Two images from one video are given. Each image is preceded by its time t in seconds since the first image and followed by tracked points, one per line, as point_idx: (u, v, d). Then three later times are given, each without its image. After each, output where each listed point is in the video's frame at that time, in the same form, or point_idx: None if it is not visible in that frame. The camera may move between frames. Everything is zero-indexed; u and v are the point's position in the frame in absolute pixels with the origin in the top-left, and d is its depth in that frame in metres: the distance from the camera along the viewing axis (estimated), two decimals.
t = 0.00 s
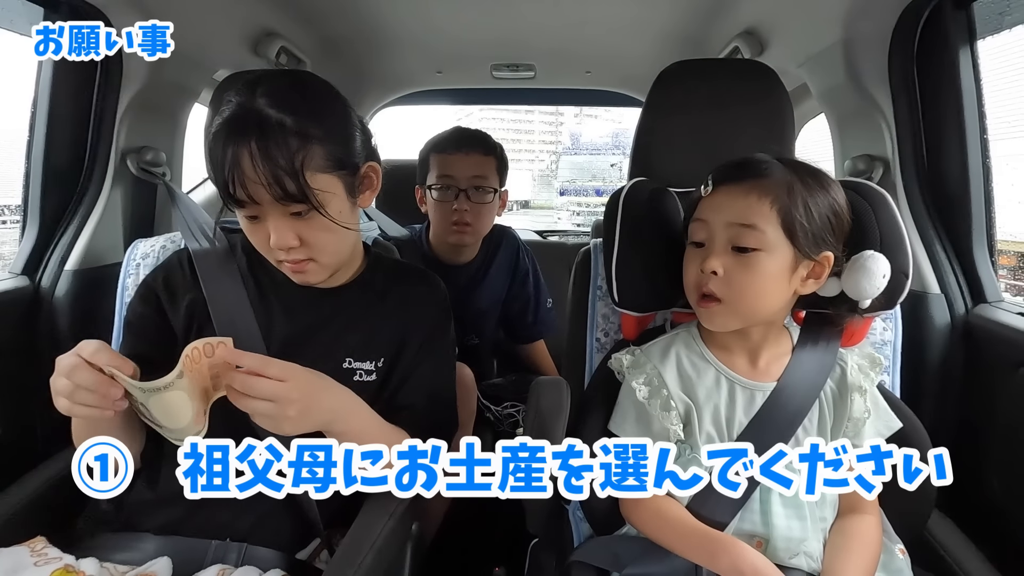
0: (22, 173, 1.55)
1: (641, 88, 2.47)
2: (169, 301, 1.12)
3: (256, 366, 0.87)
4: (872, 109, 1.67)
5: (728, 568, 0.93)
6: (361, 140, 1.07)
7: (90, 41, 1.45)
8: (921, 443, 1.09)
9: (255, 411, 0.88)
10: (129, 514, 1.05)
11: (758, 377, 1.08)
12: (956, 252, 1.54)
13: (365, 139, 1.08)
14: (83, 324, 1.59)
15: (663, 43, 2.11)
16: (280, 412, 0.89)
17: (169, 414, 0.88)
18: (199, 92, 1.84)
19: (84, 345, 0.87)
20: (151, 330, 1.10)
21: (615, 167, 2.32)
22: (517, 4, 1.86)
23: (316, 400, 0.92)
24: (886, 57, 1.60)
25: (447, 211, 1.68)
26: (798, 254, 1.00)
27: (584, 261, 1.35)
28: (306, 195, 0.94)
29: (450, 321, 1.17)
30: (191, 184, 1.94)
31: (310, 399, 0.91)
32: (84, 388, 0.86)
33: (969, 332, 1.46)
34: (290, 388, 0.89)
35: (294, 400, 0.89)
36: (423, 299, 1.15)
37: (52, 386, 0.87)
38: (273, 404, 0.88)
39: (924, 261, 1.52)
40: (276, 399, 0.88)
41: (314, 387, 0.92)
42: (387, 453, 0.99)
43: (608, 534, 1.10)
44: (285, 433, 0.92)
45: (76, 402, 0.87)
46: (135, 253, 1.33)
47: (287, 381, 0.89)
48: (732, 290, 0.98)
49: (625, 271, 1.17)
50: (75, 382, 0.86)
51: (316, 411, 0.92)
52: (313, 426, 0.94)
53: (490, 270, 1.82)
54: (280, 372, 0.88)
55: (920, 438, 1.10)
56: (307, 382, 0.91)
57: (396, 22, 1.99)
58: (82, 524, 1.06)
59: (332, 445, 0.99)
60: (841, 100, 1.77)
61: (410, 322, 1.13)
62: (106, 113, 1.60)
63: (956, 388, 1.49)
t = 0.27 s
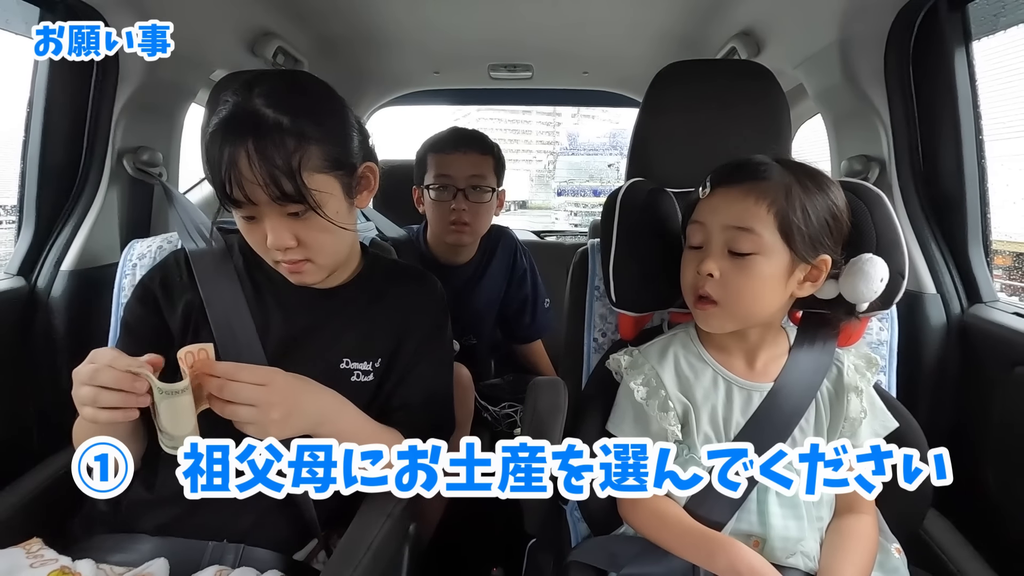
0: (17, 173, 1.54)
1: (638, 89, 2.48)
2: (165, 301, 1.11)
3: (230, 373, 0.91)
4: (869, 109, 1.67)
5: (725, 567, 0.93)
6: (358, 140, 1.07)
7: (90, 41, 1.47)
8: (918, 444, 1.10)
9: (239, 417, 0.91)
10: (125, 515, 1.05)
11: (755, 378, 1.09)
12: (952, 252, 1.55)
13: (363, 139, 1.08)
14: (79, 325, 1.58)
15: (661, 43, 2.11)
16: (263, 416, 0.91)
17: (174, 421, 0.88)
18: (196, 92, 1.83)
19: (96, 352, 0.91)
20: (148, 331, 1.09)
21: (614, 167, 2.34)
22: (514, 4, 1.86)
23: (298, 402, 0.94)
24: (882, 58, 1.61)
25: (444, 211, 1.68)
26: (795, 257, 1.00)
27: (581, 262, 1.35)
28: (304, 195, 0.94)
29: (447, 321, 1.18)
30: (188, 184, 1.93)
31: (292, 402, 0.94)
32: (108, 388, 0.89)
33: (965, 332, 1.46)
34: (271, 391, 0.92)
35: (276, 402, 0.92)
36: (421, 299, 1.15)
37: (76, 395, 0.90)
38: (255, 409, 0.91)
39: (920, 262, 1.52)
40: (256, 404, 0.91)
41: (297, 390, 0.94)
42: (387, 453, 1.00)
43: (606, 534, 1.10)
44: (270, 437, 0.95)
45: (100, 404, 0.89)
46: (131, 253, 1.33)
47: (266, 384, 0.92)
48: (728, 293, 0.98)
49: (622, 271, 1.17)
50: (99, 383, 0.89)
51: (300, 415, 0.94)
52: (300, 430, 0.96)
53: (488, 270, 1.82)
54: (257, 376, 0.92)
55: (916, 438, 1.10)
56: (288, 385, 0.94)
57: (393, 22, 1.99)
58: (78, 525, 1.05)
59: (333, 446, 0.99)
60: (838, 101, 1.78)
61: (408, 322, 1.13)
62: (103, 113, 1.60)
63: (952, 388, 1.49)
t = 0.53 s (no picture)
0: (14, 173, 1.54)
1: (636, 89, 2.48)
2: (163, 302, 1.11)
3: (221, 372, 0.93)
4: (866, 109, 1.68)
5: (723, 569, 0.93)
6: (356, 140, 1.07)
7: (90, 41, 1.47)
8: (917, 445, 1.10)
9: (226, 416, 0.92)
10: (123, 515, 1.05)
11: (753, 378, 1.09)
12: (949, 252, 1.55)
13: (361, 139, 1.08)
14: (76, 326, 1.58)
15: (659, 44, 2.11)
16: (250, 416, 0.92)
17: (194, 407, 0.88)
18: (193, 92, 1.83)
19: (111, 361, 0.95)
20: (145, 331, 1.09)
21: (611, 168, 2.33)
22: (512, 5, 1.86)
23: (287, 404, 0.94)
24: (879, 59, 1.61)
25: (443, 211, 1.67)
26: (793, 259, 1.01)
27: (579, 262, 1.35)
28: (302, 195, 0.94)
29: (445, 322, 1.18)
30: (186, 184, 1.93)
31: (281, 403, 0.94)
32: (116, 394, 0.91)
33: (961, 332, 1.47)
34: (258, 392, 0.92)
35: (262, 402, 0.92)
36: (418, 299, 1.15)
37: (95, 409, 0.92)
38: (242, 408, 0.92)
39: (918, 262, 1.53)
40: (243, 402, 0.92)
41: (286, 391, 0.94)
42: (387, 453, 1.00)
43: (604, 534, 1.10)
44: (263, 438, 0.96)
45: (112, 410, 0.91)
46: (128, 253, 1.33)
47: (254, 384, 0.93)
48: (727, 296, 0.98)
49: (620, 271, 1.18)
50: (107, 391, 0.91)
51: (288, 416, 0.94)
52: (295, 430, 0.96)
53: (486, 271, 1.82)
54: (245, 376, 0.93)
55: (914, 437, 1.11)
56: (276, 386, 0.94)
57: (392, 22, 1.99)
58: (76, 526, 1.05)
59: (333, 445, 0.99)
60: (835, 101, 1.78)
61: (406, 322, 1.13)
62: (100, 113, 1.59)
63: (949, 388, 1.50)
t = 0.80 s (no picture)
0: (13, 173, 1.54)
1: (635, 89, 2.48)
2: (162, 302, 1.11)
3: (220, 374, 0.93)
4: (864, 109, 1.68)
5: (722, 570, 0.93)
6: (356, 140, 1.07)
7: (90, 41, 1.47)
8: (916, 445, 1.10)
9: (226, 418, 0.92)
10: (122, 516, 1.04)
11: (751, 378, 1.09)
12: (948, 252, 1.55)
13: (360, 139, 1.08)
14: (75, 326, 1.58)
15: (658, 44, 2.11)
16: (250, 418, 0.92)
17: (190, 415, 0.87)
18: (192, 92, 1.83)
19: (105, 361, 0.92)
20: (144, 331, 1.09)
21: (610, 167, 2.33)
22: (512, 5, 1.86)
23: (286, 404, 0.94)
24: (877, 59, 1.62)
25: (442, 211, 1.67)
26: (792, 261, 1.01)
27: (579, 262, 1.35)
28: (302, 195, 0.94)
29: (444, 322, 1.18)
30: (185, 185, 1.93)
31: (280, 404, 0.94)
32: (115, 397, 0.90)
33: (960, 332, 1.47)
34: (258, 393, 0.92)
35: (261, 404, 0.92)
36: (417, 299, 1.15)
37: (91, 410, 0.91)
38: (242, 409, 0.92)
39: (916, 262, 1.53)
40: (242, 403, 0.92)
41: (284, 392, 0.94)
42: (387, 453, 1.00)
43: (603, 534, 1.10)
44: (261, 438, 0.96)
45: (112, 412, 0.90)
46: (127, 254, 1.33)
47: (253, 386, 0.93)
48: (727, 299, 0.98)
49: (619, 271, 1.18)
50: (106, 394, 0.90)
51: (287, 417, 0.94)
52: (293, 431, 0.96)
53: (485, 271, 1.82)
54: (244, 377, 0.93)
55: (912, 437, 1.10)
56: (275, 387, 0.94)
57: (391, 22, 1.99)
58: (74, 526, 1.05)
59: (333, 445, 0.99)
60: (833, 101, 1.78)
61: (405, 322, 1.13)
62: (99, 113, 1.59)
63: (947, 387, 1.50)
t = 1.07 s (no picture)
0: (11, 173, 1.54)
1: (634, 89, 2.48)
2: (161, 302, 1.11)
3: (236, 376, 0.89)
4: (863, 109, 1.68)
5: (720, 570, 0.93)
6: (355, 140, 1.07)
7: (90, 41, 1.47)
8: (916, 445, 1.09)
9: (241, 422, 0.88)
10: (120, 516, 1.04)
11: (750, 377, 1.09)
12: (947, 252, 1.55)
13: (359, 139, 1.08)
14: (74, 326, 1.58)
15: (657, 44, 2.12)
16: (270, 421, 0.90)
17: (161, 413, 0.86)
18: (191, 92, 1.83)
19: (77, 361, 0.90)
20: (143, 331, 1.09)
21: (609, 167, 2.33)
22: (511, 5, 1.86)
23: (303, 404, 0.93)
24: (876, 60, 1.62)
25: (441, 211, 1.67)
26: (792, 262, 1.01)
27: (578, 261, 1.35)
28: (301, 193, 0.94)
29: (443, 322, 1.17)
30: (184, 185, 1.93)
31: (297, 404, 0.92)
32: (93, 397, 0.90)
33: (959, 331, 1.47)
34: (278, 395, 0.90)
35: (282, 407, 0.90)
36: (417, 299, 1.15)
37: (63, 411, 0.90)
38: (266, 414, 0.89)
39: (915, 262, 1.53)
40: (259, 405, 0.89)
41: (298, 391, 0.93)
42: (387, 453, 1.00)
43: (603, 533, 1.10)
44: (261, 438, 0.95)
45: (89, 412, 0.90)
46: (126, 253, 1.33)
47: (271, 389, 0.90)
48: (729, 301, 0.98)
49: (618, 271, 1.18)
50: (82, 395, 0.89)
51: (303, 416, 0.93)
52: (302, 431, 0.95)
53: (484, 271, 1.82)
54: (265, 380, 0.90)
55: (911, 436, 1.10)
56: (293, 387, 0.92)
57: (390, 22, 1.99)
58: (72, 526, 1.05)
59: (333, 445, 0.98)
60: (832, 101, 1.78)
61: (404, 322, 1.13)
62: (98, 113, 1.59)
63: (946, 387, 1.50)
